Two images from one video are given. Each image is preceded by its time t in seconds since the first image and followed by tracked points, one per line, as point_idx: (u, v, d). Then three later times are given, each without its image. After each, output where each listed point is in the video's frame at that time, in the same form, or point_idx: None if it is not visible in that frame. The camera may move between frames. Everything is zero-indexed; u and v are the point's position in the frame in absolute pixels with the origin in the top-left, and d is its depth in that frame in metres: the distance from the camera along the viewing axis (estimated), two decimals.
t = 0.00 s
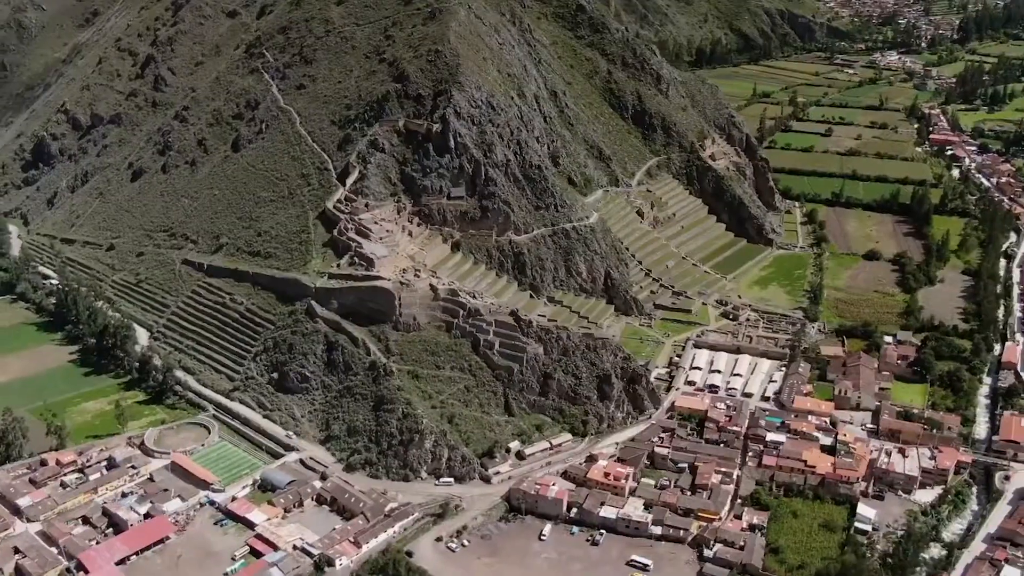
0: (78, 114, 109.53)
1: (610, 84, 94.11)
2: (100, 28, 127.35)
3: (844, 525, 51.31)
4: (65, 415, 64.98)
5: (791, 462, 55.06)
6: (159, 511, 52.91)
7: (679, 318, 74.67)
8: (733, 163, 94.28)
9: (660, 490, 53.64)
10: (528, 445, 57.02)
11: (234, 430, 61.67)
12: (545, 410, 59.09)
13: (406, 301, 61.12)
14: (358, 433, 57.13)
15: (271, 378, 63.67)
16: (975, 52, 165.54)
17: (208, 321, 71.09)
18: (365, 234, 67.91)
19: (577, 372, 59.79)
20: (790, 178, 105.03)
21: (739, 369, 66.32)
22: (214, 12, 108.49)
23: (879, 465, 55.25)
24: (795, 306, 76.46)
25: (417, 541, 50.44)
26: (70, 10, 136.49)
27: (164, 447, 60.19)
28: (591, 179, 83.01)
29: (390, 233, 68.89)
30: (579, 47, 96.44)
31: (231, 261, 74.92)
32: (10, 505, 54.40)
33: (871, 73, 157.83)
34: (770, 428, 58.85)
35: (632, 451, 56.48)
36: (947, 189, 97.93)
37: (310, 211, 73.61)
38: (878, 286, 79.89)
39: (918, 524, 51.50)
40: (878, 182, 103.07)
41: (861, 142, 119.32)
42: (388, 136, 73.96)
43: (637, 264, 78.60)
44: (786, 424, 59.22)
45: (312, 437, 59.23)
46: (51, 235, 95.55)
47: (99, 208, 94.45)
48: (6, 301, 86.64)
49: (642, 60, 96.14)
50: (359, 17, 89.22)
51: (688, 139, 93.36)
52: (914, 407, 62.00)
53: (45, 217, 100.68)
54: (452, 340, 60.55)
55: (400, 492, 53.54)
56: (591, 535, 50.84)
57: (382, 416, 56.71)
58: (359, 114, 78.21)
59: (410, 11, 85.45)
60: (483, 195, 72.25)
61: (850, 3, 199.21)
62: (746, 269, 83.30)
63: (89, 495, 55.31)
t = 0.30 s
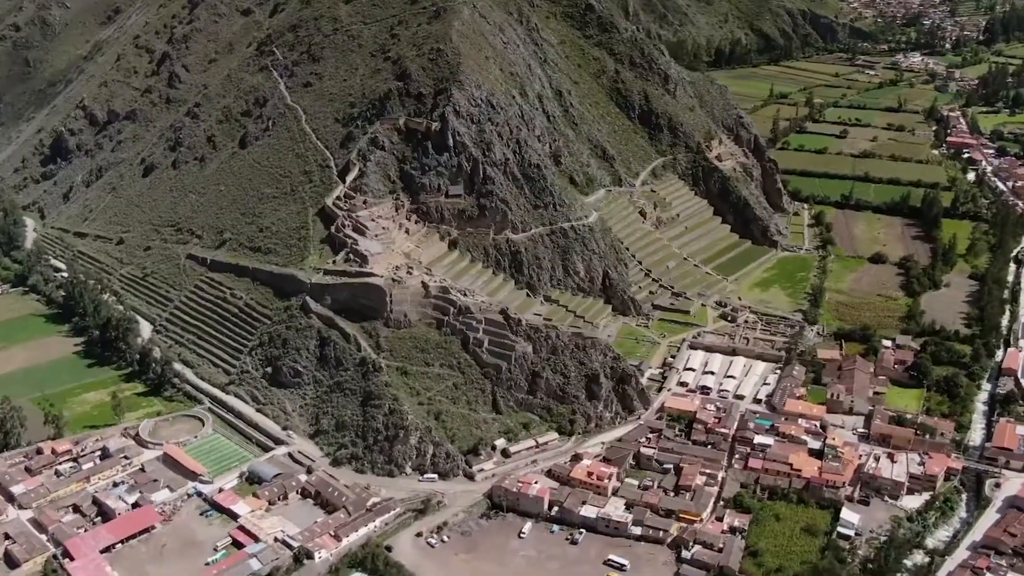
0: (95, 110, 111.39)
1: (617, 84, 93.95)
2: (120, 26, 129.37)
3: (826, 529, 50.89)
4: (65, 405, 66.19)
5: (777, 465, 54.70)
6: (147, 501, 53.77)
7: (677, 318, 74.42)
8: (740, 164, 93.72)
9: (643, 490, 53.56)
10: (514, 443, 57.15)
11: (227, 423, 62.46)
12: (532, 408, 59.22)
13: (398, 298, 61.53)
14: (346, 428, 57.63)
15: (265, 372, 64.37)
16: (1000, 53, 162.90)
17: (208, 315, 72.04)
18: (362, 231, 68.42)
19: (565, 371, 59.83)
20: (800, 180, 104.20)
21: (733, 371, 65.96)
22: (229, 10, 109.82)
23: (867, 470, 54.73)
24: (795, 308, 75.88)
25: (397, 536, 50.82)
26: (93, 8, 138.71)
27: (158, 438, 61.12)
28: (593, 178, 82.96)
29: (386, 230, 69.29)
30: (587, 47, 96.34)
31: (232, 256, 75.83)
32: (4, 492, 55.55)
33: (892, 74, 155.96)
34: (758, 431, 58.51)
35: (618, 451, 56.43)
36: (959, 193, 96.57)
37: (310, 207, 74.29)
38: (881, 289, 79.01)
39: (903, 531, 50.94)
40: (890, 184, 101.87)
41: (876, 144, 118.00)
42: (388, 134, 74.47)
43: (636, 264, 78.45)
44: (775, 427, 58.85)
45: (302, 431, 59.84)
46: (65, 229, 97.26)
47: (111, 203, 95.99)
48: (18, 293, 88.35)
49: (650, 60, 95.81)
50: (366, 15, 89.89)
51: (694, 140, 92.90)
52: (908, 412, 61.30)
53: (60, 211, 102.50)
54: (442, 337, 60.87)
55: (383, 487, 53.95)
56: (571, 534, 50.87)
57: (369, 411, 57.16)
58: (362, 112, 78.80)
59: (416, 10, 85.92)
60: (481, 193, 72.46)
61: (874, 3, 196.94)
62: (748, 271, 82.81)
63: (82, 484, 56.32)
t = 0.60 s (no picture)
0: (117, 107, 113.43)
1: (629, 83, 93.72)
2: (144, 23, 131.65)
3: (812, 534, 50.45)
4: (71, 394, 67.53)
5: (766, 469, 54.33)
6: (140, 490, 54.75)
7: (679, 320, 74.12)
8: (751, 166, 93.05)
9: (629, 491, 53.49)
10: (504, 440, 57.31)
11: (225, 415, 63.36)
12: (524, 406, 59.35)
13: (393, 295, 62.02)
14: (338, 422, 58.23)
15: (264, 366, 65.14)
16: None
17: (213, 309, 73.08)
18: (362, 228, 69.00)
19: (558, 370, 59.91)
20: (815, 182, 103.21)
21: (730, 373, 65.55)
22: (248, 9, 111.27)
23: (858, 476, 54.14)
24: (799, 311, 75.20)
25: (381, 530, 51.29)
26: (120, 6, 141.10)
27: (157, 429, 62.18)
28: (599, 178, 82.88)
29: (386, 227, 69.73)
30: (600, 46, 96.19)
31: (238, 251, 76.81)
32: (4, 478, 56.88)
33: (919, 76, 153.74)
34: (750, 434, 58.16)
35: (607, 451, 56.39)
36: (975, 197, 95.00)
37: (315, 203, 75.02)
38: (889, 294, 77.97)
39: (890, 538, 50.34)
40: (907, 187, 100.44)
41: (896, 147, 116.40)
42: (393, 132, 75.00)
43: (640, 264, 78.28)
44: (768, 430, 58.42)
45: (296, 425, 60.52)
46: (83, 222, 99.16)
47: (128, 197, 97.67)
48: (35, 285, 90.24)
49: (662, 60, 95.23)
50: (378, 14, 90.59)
51: (705, 140, 92.34)
52: (905, 418, 60.53)
53: (80, 204, 104.46)
54: (436, 334, 61.22)
55: (371, 482, 54.44)
56: (554, 533, 50.92)
57: (361, 406, 57.67)
58: (368, 110, 79.44)
59: (426, 9, 86.42)
60: (483, 191, 72.66)
61: (903, 4, 194.35)
62: (754, 274, 82.23)
63: (79, 472, 57.47)
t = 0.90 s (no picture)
0: (138, 103, 115.31)
1: (639, 83, 93.46)
2: (168, 21, 133.70)
3: (796, 538, 50.09)
4: (76, 383, 68.89)
5: (754, 472, 54.02)
6: (134, 479, 55.74)
7: (679, 321, 73.82)
8: (761, 167, 92.35)
9: (614, 491, 53.47)
10: (493, 438, 57.53)
11: (223, 407, 64.25)
12: (515, 404, 59.54)
13: (388, 291, 62.49)
14: (329, 416, 58.85)
15: (262, 360, 65.95)
16: None
17: (217, 303, 74.08)
18: (363, 225, 69.56)
19: (549, 369, 60.03)
20: (828, 185, 102.24)
21: (726, 376, 65.21)
22: (266, 7, 112.57)
23: (846, 480, 53.64)
24: (801, 314, 74.56)
25: (365, 524, 51.76)
26: (145, 4, 143.28)
27: (156, 420, 63.25)
28: (605, 178, 82.76)
29: (387, 224, 70.22)
30: (611, 46, 96.00)
31: (244, 246, 77.75)
32: (5, 465, 58.21)
33: (945, 78, 151.41)
34: (740, 436, 57.84)
35: (595, 450, 56.42)
36: (991, 201, 93.44)
37: (319, 200, 75.71)
38: (896, 298, 77.00)
39: (876, 544, 49.81)
40: (922, 191, 99.02)
41: (915, 149, 114.78)
42: (397, 130, 75.51)
43: (643, 264, 78.11)
44: (758, 433, 58.05)
45: (290, 419, 61.23)
46: (100, 217, 100.98)
47: (144, 192, 99.28)
48: (51, 277, 92.09)
49: (673, 60, 94.83)
50: (389, 13, 91.20)
51: (715, 141, 91.80)
52: (901, 424, 59.83)
53: (99, 198, 106.37)
54: (430, 331, 61.61)
55: (359, 476, 54.98)
56: (536, 531, 51.04)
57: (352, 401, 58.23)
58: (375, 108, 80.06)
59: (435, 8, 86.84)
60: (484, 190, 72.95)
61: (932, 5, 191.52)
62: (759, 276, 81.64)
63: (77, 460, 58.61)
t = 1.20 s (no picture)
0: (156, 99, 117.10)
1: (648, 84, 93.19)
2: (190, 18, 135.52)
3: (777, 542, 49.78)
4: (80, 374, 70.20)
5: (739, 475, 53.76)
6: (127, 469, 56.73)
7: (678, 321, 73.54)
8: (770, 169, 91.68)
9: (598, 490, 53.47)
10: (481, 435, 57.77)
11: (219, 400, 65.14)
12: (504, 402, 59.71)
13: (383, 288, 62.99)
14: (320, 411, 59.46)
15: (259, 354, 66.71)
16: None
17: (220, 298, 75.04)
18: (362, 222, 70.10)
19: (539, 368, 60.17)
20: (840, 187, 101.28)
21: (720, 378, 64.87)
22: (282, 6, 113.75)
23: (833, 485, 53.16)
24: (802, 317, 73.94)
25: (348, 517, 52.28)
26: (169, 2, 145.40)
27: (154, 411, 64.30)
28: (608, 178, 82.70)
29: (386, 222, 70.72)
30: (620, 45, 95.81)
31: (248, 242, 78.66)
32: (5, 453, 59.56)
33: (969, 80, 149.15)
34: (729, 438, 57.55)
35: (582, 450, 56.44)
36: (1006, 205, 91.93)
37: (321, 196, 76.37)
38: (900, 302, 76.10)
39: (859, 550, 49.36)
40: (936, 195, 97.68)
41: (933, 152, 113.20)
42: (400, 128, 75.93)
43: (644, 265, 77.96)
44: (748, 435, 57.71)
45: (283, 412, 61.91)
46: (116, 211, 102.74)
47: (158, 187, 100.82)
48: (65, 270, 93.88)
49: (683, 60, 94.41)
50: (398, 12, 91.77)
51: (723, 142, 91.26)
52: (894, 429, 59.19)
53: (116, 193, 108.19)
54: (422, 328, 61.99)
55: (346, 471, 55.51)
56: (517, 529, 51.21)
57: (343, 396, 58.79)
58: (379, 106, 80.60)
59: (443, 7, 87.21)
60: (484, 189, 73.22)
61: (960, 6, 188.76)
62: (763, 278, 81.08)
63: (74, 449, 59.74)
